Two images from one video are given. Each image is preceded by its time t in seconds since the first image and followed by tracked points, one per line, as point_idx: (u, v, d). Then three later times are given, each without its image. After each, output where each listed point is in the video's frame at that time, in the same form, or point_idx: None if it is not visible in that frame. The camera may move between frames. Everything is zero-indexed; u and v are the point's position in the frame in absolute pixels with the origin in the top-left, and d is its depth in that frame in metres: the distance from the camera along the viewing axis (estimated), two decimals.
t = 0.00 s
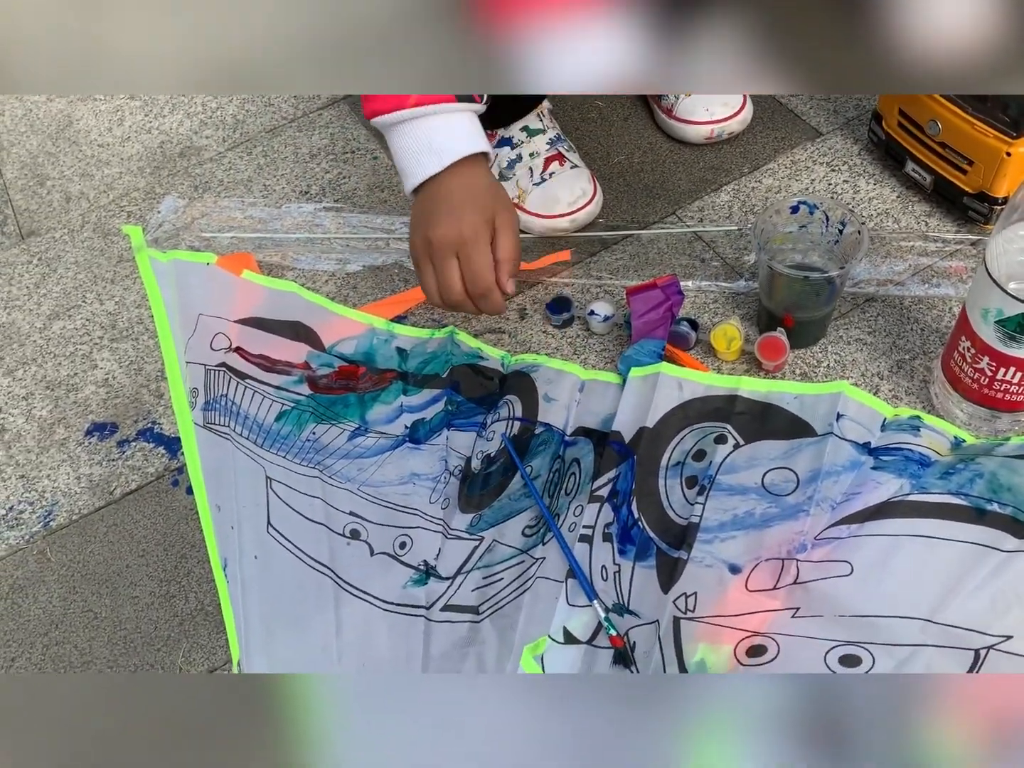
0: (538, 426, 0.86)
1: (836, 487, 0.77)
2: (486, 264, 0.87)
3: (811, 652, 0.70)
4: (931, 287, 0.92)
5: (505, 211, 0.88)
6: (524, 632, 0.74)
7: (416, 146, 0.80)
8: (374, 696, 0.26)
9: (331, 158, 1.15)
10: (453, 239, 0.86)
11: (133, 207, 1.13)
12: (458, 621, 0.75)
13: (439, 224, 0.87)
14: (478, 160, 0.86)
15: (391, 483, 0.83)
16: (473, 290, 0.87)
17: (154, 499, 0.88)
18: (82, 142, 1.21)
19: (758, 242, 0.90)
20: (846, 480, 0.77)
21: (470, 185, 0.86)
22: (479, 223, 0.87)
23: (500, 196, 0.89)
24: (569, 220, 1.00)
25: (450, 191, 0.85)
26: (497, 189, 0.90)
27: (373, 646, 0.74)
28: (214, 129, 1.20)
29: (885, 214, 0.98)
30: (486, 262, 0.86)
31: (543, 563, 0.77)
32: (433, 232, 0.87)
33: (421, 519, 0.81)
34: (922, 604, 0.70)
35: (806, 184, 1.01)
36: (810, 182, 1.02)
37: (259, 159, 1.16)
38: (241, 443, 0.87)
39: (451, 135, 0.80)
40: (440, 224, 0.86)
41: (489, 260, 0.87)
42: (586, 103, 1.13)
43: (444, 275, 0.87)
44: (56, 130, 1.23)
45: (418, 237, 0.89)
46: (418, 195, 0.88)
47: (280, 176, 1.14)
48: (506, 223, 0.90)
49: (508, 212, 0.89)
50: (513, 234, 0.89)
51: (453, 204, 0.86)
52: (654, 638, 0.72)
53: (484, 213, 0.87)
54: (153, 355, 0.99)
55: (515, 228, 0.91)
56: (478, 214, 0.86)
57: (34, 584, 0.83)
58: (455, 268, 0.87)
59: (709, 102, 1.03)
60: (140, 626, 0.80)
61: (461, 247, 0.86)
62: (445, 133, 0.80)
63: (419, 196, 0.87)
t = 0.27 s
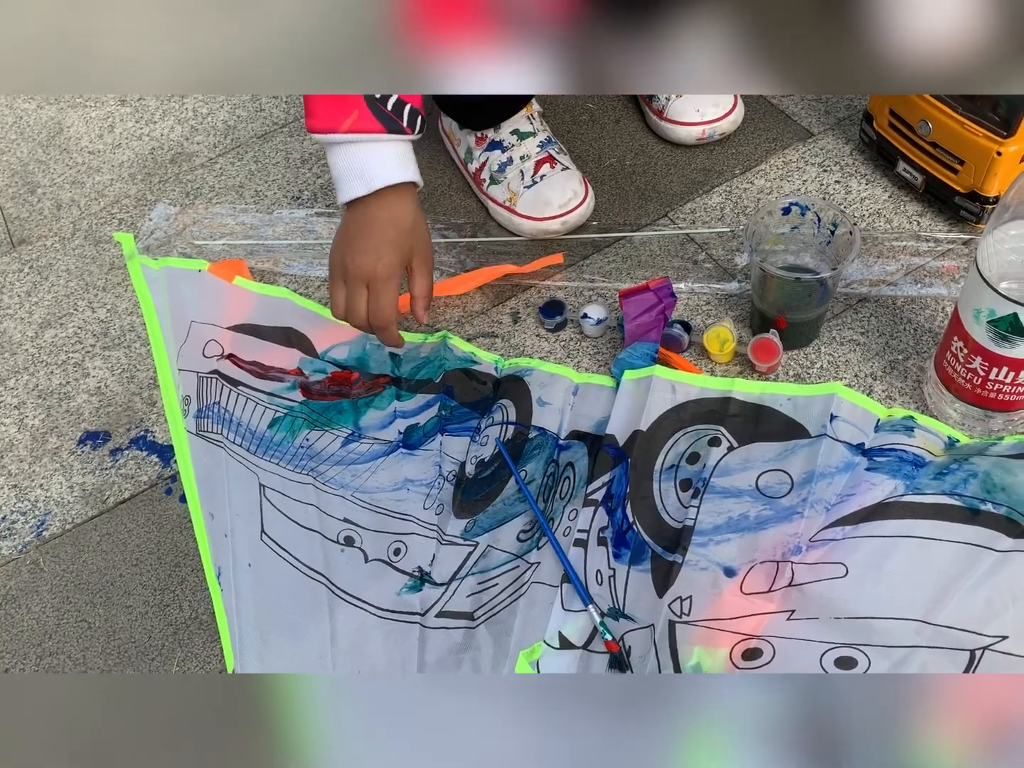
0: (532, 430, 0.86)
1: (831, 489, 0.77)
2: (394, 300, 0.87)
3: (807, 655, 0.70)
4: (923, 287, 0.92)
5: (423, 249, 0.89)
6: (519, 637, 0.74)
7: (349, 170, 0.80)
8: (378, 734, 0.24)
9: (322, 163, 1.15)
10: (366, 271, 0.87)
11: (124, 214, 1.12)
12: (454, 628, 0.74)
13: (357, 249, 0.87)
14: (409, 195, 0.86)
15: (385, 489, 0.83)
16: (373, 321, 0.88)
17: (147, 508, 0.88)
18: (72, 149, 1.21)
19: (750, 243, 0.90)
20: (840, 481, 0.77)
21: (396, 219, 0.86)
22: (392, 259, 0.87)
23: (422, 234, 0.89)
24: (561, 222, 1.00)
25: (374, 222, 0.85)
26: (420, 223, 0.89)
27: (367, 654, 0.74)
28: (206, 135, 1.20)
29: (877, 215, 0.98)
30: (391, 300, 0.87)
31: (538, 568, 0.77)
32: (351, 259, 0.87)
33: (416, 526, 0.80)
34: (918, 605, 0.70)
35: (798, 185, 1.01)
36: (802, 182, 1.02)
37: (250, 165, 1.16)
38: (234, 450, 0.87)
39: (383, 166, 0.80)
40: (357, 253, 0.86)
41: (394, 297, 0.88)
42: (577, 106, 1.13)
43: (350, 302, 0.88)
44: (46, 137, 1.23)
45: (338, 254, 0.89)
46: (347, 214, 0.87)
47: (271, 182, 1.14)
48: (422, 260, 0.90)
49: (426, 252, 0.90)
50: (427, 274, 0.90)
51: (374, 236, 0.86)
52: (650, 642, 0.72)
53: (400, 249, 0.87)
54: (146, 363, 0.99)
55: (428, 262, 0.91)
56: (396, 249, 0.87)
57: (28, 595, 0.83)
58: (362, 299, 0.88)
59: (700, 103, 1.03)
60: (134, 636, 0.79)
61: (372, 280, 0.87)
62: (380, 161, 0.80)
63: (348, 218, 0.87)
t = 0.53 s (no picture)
0: (525, 437, 0.85)
1: (825, 492, 0.77)
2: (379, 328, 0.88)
3: (804, 660, 0.69)
4: (914, 287, 0.92)
5: (412, 279, 0.90)
6: (515, 647, 0.73)
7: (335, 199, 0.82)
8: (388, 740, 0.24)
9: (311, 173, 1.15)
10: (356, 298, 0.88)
11: (113, 227, 1.12)
12: (449, 639, 0.74)
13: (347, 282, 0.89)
14: (395, 229, 0.90)
15: (378, 500, 0.83)
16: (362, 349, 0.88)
17: (140, 523, 0.87)
18: (60, 163, 1.20)
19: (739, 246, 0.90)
20: (834, 483, 0.77)
21: (384, 250, 0.88)
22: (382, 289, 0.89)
23: (411, 267, 0.91)
24: (551, 227, 0.99)
25: (365, 250, 0.88)
26: (410, 262, 0.92)
27: (363, 666, 0.74)
28: (194, 146, 1.20)
29: (867, 215, 0.98)
30: (380, 327, 0.88)
31: (534, 577, 0.76)
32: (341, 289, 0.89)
33: (411, 536, 0.80)
34: (914, 608, 0.70)
35: (787, 187, 1.01)
36: (792, 184, 1.02)
37: (239, 176, 1.16)
38: (227, 463, 0.86)
39: (369, 190, 0.82)
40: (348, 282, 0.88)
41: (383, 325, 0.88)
42: (566, 111, 1.13)
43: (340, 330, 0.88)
44: (34, 151, 1.22)
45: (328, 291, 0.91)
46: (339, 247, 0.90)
47: (260, 192, 1.13)
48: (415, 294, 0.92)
49: (416, 284, 0.91)
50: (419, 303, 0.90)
51: (366, 265, 0.88)
52: (646, 649, 0.72)
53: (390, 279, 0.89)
54: (137, 376, 0.99)
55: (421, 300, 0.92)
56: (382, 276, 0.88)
57: (21, 612, 0.82)
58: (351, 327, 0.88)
59: (688, 106, 1.03)
60: (128, 652, 0.79)
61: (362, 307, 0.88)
62: (367, 192, 0.81)
63: (338, 251, 0.90)
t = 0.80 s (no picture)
0: (515, 451, 0.86)
1: (813, 500, 0.77)
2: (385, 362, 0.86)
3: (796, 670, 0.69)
4: (898, 292, 0.92)
5: (413, 310, 0.88)
6: (508, 663, 0.73)
7: (331, 231, 0.78)
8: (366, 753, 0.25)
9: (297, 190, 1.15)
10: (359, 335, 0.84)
11: (100, 250, 1.12)
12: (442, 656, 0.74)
13: (348, 315, 0.85)
14: (397, 259, 0.85)
15: (369, 518, 0.83)
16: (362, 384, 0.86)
17: (132, 546, 0.87)
18: (46, 185, 1.20)
19: (723, 256, 0.90)
20: (822, 491, 0.77)
21: (386, 285, 0.84)
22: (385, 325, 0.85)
23: (412, 297, 0.87)
24: (536, 239, 0.99)
25: (368, 285, 0.84)
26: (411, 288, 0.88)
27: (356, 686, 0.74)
28: (179, 166, 1.20)
29: (850, 221, 0.98)
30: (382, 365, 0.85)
31: (525, 591, 0.76)
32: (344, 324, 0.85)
33: (402, 554, 0.80)
34: (904, 615, 0.70)
35: (770, 194, 1.02)
36: (775, 191, 1.02)
37: (225, 195, 1.16)
38: (216, 484, 0.86)
39: (366, 223, 0.78)
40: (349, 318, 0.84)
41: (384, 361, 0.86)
42: (550, 123, 1.13)
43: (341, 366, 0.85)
44: (20, 174, 1.22)
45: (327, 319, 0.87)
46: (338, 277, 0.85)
47: (247, 211, 1.13)
48: (413, 319, 0.89)
49: (415, 311, 0.89)
50: (417, 331, 0.89)
51: (369, 300, 0.84)
52: (638, 663, 0.72)
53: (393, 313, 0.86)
54: (125, 398, 0.99)
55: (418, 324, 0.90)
56: (388, 315, 0.85)
57: (13, 639, 0.82)
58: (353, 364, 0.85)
59: (671, 115, 1.04)
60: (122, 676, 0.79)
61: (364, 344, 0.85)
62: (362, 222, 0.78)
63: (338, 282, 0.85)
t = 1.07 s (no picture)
0: (497, 474, 0.86)
1: (793, 515, 0.77)
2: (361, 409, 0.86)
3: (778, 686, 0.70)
4: (873, 302, 0.93)
5: (385, 355, 0.88)
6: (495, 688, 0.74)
7: (305, 278, 0.78)
8: None
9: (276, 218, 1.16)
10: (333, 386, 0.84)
11: (82, 284, 1.12)
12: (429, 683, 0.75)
13: (322, 364, 0.85)
14: (366, 308, 0.85)
15: (354, 547, 0.83)
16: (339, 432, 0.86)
17: (120, 582, 0.87)
18: (28, 221, 1.21)
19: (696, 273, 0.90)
20: (802, 506, 0.78)
21: (356, 334, 0.84)
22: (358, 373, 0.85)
23: (383, 343, 0.88)
24: (514, 260, 1.00)
25: (337, 335, 0.84)
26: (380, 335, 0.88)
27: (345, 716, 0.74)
28: (160, 197, 1.21)
29: (824, 232, 0.99)
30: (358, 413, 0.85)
31: (510, 615, 0.77)
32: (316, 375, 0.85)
33: (387, 582, 0.81)
34: (885, 627, 0.71)
35: (745, 207, 1.02)
36: (749, 204, 1.03)
37: (205, 225, 1.17)
38: (201, 518, 0.87)
39: (340, 270, 0.78)
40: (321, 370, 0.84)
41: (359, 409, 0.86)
42: (525, 143, 1.14)
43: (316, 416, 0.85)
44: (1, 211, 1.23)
45: (301, 370, 0.87)
46: (307, 328, 0.85)
47: (227, 240, 1.14)
48: (382, 366, 0.90)
49: (386, 357, 0.89)
50: (388, 377, 0.89)
51: (340, 351, 0.84)
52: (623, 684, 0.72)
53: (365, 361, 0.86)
54: (111, 433, 0.99)
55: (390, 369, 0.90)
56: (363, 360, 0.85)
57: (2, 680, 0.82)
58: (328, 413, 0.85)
59: (644, 133, 1.05)
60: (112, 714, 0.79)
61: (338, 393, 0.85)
62: (335, 268, 0.77)
63: (308, 333, 0.85)
